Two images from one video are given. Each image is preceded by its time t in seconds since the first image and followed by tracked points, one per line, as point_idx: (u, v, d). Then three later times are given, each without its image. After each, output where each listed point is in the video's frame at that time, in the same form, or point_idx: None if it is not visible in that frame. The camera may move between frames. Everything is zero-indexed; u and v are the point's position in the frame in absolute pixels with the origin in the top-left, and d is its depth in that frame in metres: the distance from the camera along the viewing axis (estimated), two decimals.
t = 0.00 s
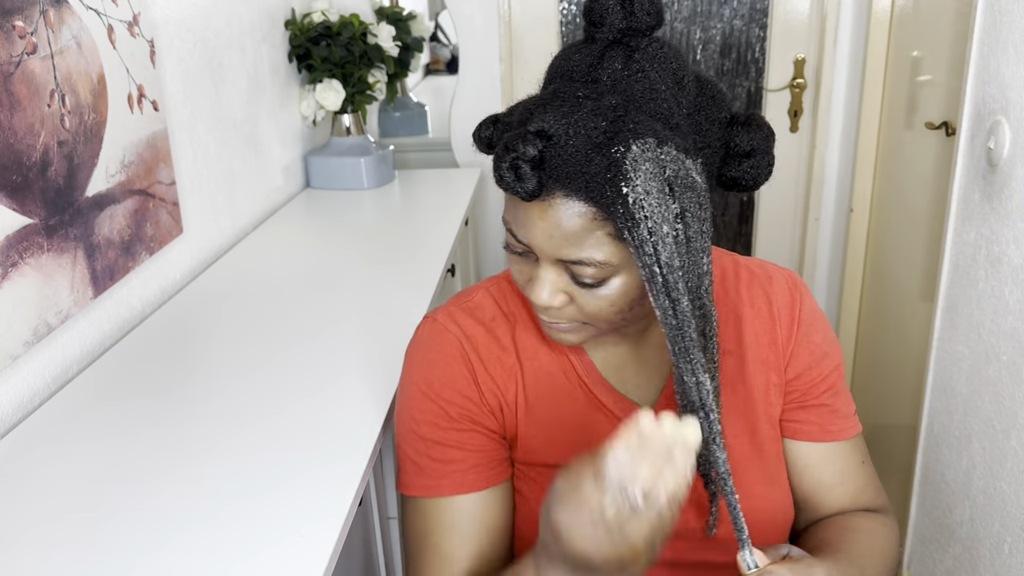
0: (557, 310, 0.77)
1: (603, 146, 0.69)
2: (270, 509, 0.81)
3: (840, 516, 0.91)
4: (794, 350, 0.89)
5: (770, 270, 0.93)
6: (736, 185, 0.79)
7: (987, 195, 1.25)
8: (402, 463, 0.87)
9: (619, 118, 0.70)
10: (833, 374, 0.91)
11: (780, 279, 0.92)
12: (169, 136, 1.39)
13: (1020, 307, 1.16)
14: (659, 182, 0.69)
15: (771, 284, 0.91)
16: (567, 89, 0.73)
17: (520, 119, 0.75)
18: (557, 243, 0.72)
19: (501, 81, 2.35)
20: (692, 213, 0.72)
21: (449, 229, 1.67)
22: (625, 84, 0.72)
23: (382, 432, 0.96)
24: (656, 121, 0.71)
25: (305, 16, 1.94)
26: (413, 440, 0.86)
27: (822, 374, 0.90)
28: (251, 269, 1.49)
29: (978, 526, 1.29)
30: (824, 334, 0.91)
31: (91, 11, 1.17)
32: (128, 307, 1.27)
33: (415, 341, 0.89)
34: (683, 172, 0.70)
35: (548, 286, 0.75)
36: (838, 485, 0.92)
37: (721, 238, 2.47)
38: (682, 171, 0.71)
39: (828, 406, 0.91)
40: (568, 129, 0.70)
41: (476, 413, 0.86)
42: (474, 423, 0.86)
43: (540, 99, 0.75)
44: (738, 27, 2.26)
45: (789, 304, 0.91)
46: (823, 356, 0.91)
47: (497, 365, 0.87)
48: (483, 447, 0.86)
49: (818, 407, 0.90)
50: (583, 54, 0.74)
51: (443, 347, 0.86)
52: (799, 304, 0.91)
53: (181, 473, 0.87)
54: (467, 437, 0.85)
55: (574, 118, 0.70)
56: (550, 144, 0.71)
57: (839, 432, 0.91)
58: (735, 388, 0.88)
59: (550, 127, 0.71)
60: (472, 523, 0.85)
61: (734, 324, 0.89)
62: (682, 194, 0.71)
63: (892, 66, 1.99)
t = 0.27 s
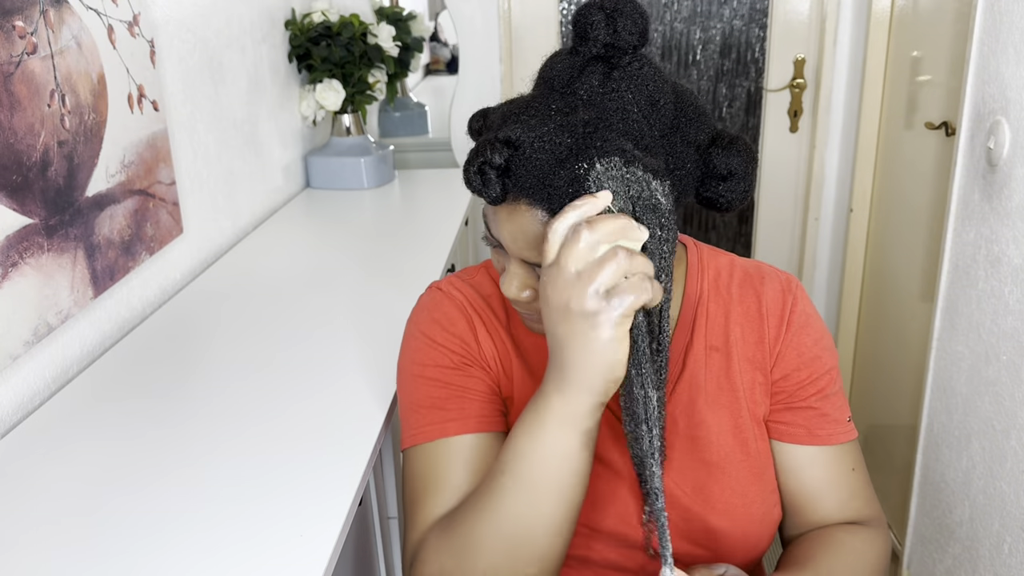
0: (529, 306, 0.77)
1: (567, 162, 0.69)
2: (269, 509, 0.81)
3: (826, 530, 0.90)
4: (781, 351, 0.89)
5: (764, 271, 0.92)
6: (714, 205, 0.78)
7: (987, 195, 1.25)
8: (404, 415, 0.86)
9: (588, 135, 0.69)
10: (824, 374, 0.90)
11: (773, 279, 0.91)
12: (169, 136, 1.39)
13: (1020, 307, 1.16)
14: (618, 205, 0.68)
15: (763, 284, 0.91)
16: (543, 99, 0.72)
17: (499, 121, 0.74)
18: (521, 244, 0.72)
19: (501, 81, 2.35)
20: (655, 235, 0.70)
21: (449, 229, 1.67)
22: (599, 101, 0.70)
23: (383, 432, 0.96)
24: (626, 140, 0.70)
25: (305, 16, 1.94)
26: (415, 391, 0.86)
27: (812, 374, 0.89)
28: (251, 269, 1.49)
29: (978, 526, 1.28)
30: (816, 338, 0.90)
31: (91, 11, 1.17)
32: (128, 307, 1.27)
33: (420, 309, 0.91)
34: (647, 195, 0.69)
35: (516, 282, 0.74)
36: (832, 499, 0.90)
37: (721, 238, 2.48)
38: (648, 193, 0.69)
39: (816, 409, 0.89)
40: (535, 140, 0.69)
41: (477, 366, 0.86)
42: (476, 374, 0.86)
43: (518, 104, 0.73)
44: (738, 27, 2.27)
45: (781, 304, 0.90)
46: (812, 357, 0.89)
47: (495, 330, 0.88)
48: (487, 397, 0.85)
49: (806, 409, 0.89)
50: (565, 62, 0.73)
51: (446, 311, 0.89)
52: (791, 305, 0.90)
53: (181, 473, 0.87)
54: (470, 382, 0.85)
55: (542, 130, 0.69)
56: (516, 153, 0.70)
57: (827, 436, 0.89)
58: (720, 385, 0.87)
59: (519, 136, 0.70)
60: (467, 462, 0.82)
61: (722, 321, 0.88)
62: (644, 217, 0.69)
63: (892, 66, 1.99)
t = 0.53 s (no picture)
0: (519, 298, 0.76)
1: (563, 152, 0.69)
2: (269, 509, 0.81)
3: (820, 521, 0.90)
4: (773, 347, 0.89)
5: (756, 269, 0.93)
6: (707, 200, 0.79)
7: (987, 195, 1.25)
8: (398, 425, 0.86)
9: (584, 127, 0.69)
10: (817, 370, 0.90)
11: (765, 277, 0.92)
12: (169, 136, 1.39)
13: (1020, 307, 1.16)
14: (612, 197, 0.68)
15: (754, 281, 0.91)
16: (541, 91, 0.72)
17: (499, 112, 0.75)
18: (517, 235, 0.73)
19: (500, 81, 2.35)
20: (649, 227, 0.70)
21: (449, 229, 1.67)
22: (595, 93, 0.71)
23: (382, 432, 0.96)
24: (622, 132, 0.70)
25: (305, 16, 1.94)
26: (409, 399, 0.86)
27: (805, 370, 0.90)
28: (251, 269, 1.49)
29: (978, 526, 1.29)
30: (807, 333, 0.90)
31: (91, 11, 1.17)
32: (128, 308, 1.27)
33: (411, 317, 0.91)
34: (643, 187, 0.69)
35: (510, 276, 0.75)
36: (826, 491, 0.91)
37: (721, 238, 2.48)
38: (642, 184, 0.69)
39: (810, 405, 0.89)
40: (531, 132, 0.70)
41: (471, 372, 0.87)
42: (471, 380, 0.87)
43: (518, 96, 0.74)
44: (738, 27, 2.27)
45: (772, 301, 0.90)
46: (805, 353, 0.90)
47: (485, 339, 0.88)
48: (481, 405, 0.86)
49: (800, 406, 0.89)
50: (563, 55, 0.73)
51: (438, 315, 0.89)
52: (783, 302, 0.90)
53: (182, 472, 0.87)
54: (465, 389, 0.86)
55: (539, 121, 0.70)
56: (513, 142, 0.71)
57: (822, 431, 0.90)
58: (715, 381, 0.87)
59: (515, 127, 0.71)
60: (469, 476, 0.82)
61: (715, 318, 0.88)
62: (638, 207, 0.69)
63: (892, 66, 2.00)
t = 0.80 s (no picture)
0: (520, 294, 0.76)
1: (568, 138, 0.71)
2: (268, 509, 0.81)
3: (825, 506, 0.91)
4: (773, 346, 0.89)
5: (752, 267, 0.93)
6: (705, 192, 0.79)
7: (987, 195, 1.25)
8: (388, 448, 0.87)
9: (587, 115, 0.71)
10: (817, 366, 0.91)
11: (761, 275, 0.91)
12: (169, 136, 1.39)
13: (1020, 307, 1.16)
14: (616, 182, 0.71)
15: (751, 280, 0.91)
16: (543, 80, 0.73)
17: (497, 101, 0.76)
18: (522, 228, 0.73)
19: (500, 81, 2.35)
20: (651, 209, 0.74)
21: (449, 229, 1.67)
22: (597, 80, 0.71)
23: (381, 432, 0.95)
24: (625, 120, 0.72)
25: (305, 16, 1.94)
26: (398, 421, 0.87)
27: (806, 367, 0.90)
28: (250, 269, 1.49)
29: (978, 526, 1.29)
30: (806, 330, 0.90)
31: (91, 11, 1.17)
32: (127, 307, 1.27)
33: (404, 323, 0.90)
34: (646, 172, 0.72)
35: (512, 271, 0.75)
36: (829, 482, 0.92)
37: (721, 238, 2.48)
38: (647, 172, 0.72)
39: (811, 401, 0.90)
40: (535, 118, 0.71)
41: (458, 390, 0.87)
42: (458, 399, 0.87)
43: (518, 86, 0.75)
44: (738, 27, 2.27)
45: (770, 300, 0.90)
46: (804, 351, 0.90)
47: (478, 352, 0.88)
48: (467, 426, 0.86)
49: (801, 403, 0.90)
50: (564, 45, 0.74)
51: (428, 328, 0.88)
52: (780, 301, 0.90)
53: (180, 472, 0.87)
54: (451, 412, 0.86)
55: (543, 110, 0.71)
56: (517, 129, 0.71)
57: (826, 426, 0.90)
58: (715, 381, 0.87)
59: (518, 116, 0.71)
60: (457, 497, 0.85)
61: (713, 318, 0.88)
62: (641, 191, 0.72)
63: (891, 66, 2.00)
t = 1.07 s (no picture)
0: (529, 299, 0.77)
1: (585, 145, 0.71)
2: (267, 509, 0.81)
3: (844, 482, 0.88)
4: (766, 334, 0.90)
5: (747, 258, 0.93)
6: (715, 198, 0.80)
7: (987, 195, 1.25)
8: (381, 448, 0.90)
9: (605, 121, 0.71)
10: (813, 352, 0.90)
11: (756, 266, 0.92)
12: (169, 136, 1.39)
13: (1020, 307, 1.16)
14: (634, 188, 0.71)
15: (746, 271, 0.92)
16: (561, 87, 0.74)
17: (511, 109, 0.76)
18: (534, 233, 0.73)
19: (501, 81, 2.35)
20: (666, 220, 0.73)
21: (449, 229, 1.67)
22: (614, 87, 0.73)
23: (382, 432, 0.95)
24: (641, 126, 0.72)
25: (305, 16, 1.94)
26: (392, 425, 0.89)
27: (799, 353, 0.90)
28: (250, 269, 1.49)
29: (978, 526, 1.29)
30: (800, 319, 0.91)
31: (91, 11, 1.17)
32: (127, 307, 1.27)
33: (406, 328, 0.90)
34: (662, 180, 0.72)
35: (522, 276, 0.75)
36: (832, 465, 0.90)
37: (721, 238, 2.48)
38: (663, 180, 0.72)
39: (805, 386, 0.89)
40: (552, 126, 0.71)
41: (453, 400, 0.88)
42: (452, 411, 0.88)
43: (534, 93, 0.75)
44: (738, 27, 2.27)
45: (764, 288, 0.91)
46: (798, 337, 0.90)
47: (478, 357, 0.88)
48: (459, 438, 0.88)
49: (794, 389, 0.89)
50: (580, 53, 0.75)
51: (428, 334, 0.88)
52: (774, 290, 0.91)
53: (180, 472, 0.87)
54: (443, 426, 0.87)
55: (561, 117, 0.71)
56: (534, 136, 0.72)
57: (824, 414, 0.89)
58: (707, 372, 0.89)
59: (536, 123, 0.71)
60: (450, 509, 0.88)
61: (711, 311, 0.89)
62: (657, 200, 0.72)
63: (892, 66, 2.00)
